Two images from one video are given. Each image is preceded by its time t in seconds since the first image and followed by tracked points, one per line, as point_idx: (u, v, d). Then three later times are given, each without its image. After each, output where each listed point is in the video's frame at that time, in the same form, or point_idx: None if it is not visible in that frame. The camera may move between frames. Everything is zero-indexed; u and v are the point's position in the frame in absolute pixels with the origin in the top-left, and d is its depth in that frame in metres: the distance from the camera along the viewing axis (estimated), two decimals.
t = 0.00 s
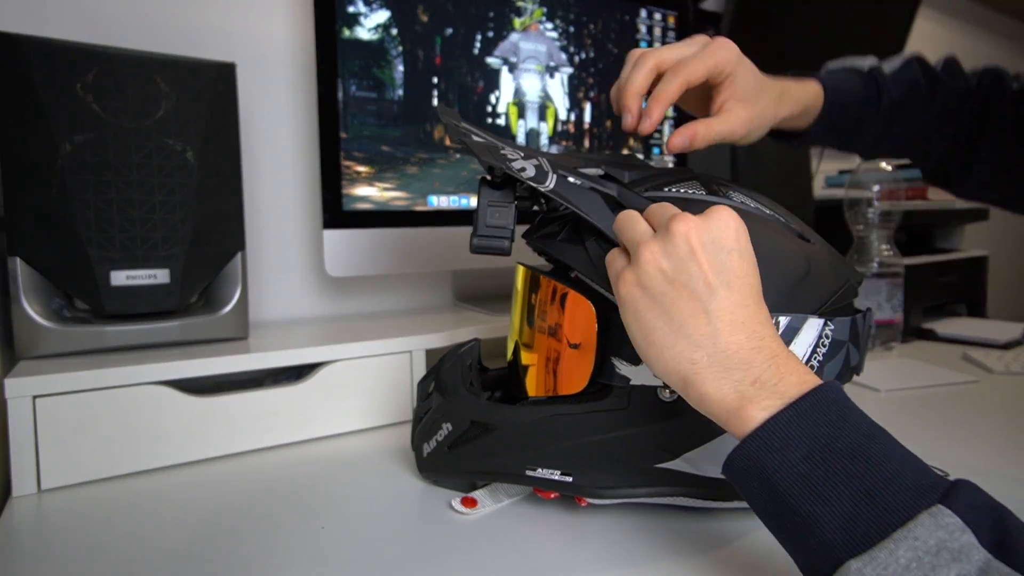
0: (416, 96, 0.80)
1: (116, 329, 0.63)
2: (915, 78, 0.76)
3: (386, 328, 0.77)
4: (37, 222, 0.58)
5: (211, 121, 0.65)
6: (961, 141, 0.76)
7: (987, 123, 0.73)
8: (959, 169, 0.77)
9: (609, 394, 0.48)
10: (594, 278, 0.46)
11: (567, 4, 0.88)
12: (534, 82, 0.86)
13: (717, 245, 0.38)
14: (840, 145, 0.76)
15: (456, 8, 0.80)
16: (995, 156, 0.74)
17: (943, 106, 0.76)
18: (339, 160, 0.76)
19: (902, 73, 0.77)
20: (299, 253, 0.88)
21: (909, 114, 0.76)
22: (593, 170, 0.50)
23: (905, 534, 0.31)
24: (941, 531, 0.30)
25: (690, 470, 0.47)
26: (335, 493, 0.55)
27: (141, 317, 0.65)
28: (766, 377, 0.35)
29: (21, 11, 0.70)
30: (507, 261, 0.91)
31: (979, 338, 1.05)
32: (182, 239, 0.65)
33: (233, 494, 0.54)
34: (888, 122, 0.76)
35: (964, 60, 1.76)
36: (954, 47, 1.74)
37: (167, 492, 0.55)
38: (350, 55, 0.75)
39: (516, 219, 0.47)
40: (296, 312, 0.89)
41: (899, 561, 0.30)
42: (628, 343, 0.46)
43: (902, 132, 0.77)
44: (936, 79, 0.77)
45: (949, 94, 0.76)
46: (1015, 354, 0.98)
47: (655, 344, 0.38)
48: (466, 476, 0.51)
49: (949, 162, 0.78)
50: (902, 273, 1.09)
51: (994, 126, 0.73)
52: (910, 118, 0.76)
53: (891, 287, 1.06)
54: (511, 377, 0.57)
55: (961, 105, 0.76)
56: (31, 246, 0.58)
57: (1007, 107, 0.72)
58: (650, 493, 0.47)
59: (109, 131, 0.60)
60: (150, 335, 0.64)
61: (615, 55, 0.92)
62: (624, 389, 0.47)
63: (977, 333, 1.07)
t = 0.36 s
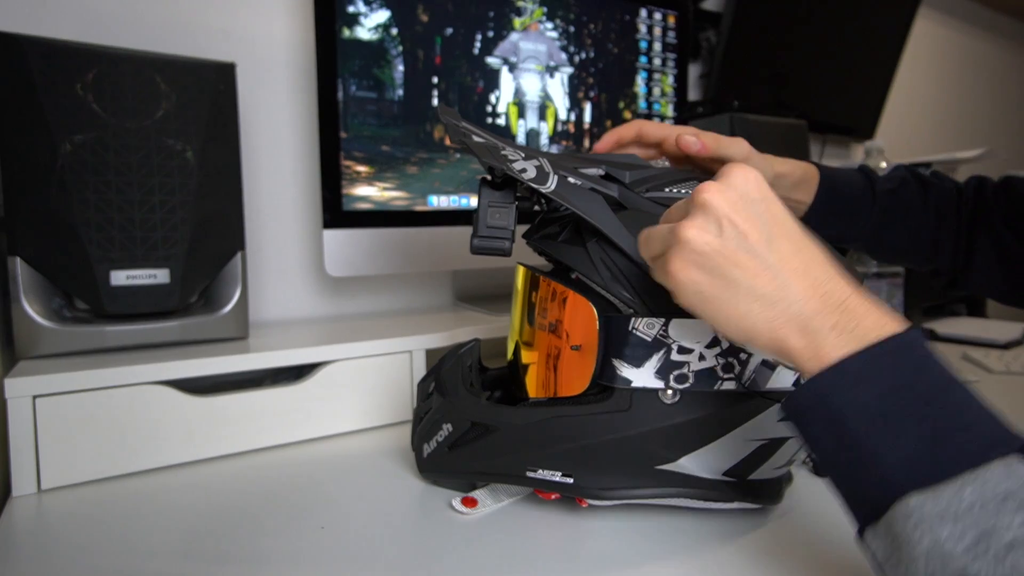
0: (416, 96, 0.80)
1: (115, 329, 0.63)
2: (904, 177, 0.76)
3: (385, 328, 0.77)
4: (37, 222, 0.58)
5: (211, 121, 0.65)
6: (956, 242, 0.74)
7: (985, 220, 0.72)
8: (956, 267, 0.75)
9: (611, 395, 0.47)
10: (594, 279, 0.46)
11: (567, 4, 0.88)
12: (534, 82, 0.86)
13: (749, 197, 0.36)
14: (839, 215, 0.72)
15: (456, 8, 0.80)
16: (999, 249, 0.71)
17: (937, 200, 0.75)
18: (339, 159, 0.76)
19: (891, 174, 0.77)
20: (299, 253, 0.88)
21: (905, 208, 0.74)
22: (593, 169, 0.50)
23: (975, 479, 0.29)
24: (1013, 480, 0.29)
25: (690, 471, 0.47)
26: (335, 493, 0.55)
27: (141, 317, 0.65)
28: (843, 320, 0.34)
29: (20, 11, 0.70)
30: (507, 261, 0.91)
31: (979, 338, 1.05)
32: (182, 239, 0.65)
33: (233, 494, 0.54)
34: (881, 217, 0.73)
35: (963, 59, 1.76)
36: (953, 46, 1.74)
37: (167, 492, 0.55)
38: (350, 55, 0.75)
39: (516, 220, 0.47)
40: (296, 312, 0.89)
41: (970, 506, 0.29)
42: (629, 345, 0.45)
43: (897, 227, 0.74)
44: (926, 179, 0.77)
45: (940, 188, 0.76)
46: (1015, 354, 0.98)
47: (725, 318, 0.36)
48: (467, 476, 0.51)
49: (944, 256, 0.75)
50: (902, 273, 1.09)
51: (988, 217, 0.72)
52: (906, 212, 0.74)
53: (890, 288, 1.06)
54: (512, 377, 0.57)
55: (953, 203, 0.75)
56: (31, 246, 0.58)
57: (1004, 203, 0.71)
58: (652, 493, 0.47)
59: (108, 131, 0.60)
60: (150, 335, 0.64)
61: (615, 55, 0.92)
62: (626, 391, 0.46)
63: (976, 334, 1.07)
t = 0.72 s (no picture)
0: (416, 97, 0.80)
1: (115, 329, 0.63)
2: (910, 158, 0.73)
3: (385, 328, 0.77)
4: (37, 222, 0.58)
5: (211, 121, 0.65)
6: (939, 227, 0.75)
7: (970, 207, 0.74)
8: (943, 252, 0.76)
9: (609, 397, 0.46)
10: (593, 280, 0.46)
11: (567, 4, 0.88)
12: (534, 82, 0.86)
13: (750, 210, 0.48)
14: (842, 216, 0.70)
15: (456, 8, 0.80)
16: (981, 239, 0.74)
17: (933, 184, 0.74)
18: (339, 159, 0.76)
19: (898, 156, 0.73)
20: (299, 253, 0.88)
21: (907, 193, 0.71)
22: (593, 169, 0.50)
23: None
24: None
25: (689, 473, 0.47)
26: (335, 493, 0.55)
27: (141, 317, 0.65)
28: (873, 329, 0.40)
29: (21, 11, 0.70)
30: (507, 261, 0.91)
31: (979, 338, 1.05)
32: (182, 239, 0.65)
33: (233, 494, 0.54)
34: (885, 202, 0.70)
35: (963, 59, 1.76)
36: (953, 46, 1.75)
37: (167, 492, 0.55)
38: (350, 55, 0.75)
39: (515, 220, 0.47)
40: (296, 312, 0.89)
41: None
42: (626, 345, 0.45)
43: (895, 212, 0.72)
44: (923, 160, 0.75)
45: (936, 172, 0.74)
46: (1015, 355, 0.98)
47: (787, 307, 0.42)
48: (466, 477, 0.52)
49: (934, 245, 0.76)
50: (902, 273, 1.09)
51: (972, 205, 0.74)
52: (908, 197, 0.72)
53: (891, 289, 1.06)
54: (511, 378, 0.57)
55: (943, 188, 0.75)
56: (31, 246, 0.59)
57: (991, 192, 0.73)
58: (650, 495, 0.47)
59: (108, 131, 0.60)
60: (149, 335, 0.64)
61: (615, 55, 0.92)
62: (622, 392, 0.46)
63: (976, 334, 1.07)
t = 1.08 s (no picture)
0: (416, 97, 0.80)
1: (115, 329, 0.63)
2: (909, 145, 0.73)
3: (386, 328, 0.77)
4: (37, 222, 0.58)
5: (211, 121, 0.65)
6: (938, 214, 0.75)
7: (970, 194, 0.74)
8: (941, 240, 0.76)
9: (609, 397, 0.46)
10: (593, 280, 0.46)
11: (567, 4, 0.88)
12: (534, 82, 0.86)
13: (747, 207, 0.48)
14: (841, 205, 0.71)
15: (456, 8, 0.80)
16: (980, 226, 0.74)
17: (933, 171, 0.74)
18: (340, 159, 0.76)
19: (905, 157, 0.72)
20: (299, 253, 0.88)
21: (906, 180, 0.72)
22: (593, 169, 0.50)
23: None
24: None
25: (690, 473, 0.47)
26: (335, 493, 0.55)
27: (141, 317, 0.65)
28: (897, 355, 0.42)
29: (21, 10, 0.70)
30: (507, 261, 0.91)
31: (979, 338, 1.05)
32: (182, 239, 0.65)
33: (233, 494, 0.54)
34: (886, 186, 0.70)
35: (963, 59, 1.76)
36: (953, 46, 1.74)
37: (167, 492, 0.55)
38: (350, 55, 0.75)
39: (515, 220, 0.47)
40: (296, 312, 0.89)
41: None
42: (626, 345, 0.45)
43: (894, 199, 0.72)
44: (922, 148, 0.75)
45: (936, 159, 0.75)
46: (1015, 355, 0.98)
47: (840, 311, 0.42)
48: (466, 476, 0.52)
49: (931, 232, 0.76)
50: (902, 273, 1.09)
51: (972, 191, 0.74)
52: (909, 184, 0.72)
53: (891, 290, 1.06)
54: (511, 379, 0.57)
55: (942, 174, 0.75)
56: (31, 246, 0.59)
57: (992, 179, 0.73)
58: (651, 494, 0.48)
59: (109, 131, 0.60)
60: (149, 335, 0.64)
61: (615, 55, 0.92)
62: (622, 392, 0.46)
63: (976, 334, 1.07)
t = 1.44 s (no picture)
0: (416, 97, 0.80)
1: (115, 329, 0.63)
2: (909, 141, 0.74)
3: (386, 328, 0.77)
4: (37, 222, 0.58)
5: (211, 121, 0.65)
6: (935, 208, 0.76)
7: (967, 188, 0.74)
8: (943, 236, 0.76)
9: (609, 397, 0.47)
10: (593, 280, 0.46)
11: (567, 4, 0.88)
12: (534, 82, 0.87)
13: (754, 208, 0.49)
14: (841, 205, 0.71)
15: (456, 8, 0.80)
16: (977, 220, 0.74)
17: (932, 166, 0.74)
18: (339, 159, 0.76)
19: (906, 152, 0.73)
20: (299, 253, 0.88)
21: (906, 175, 0.72)
22: (593, 170, 0.50)
23: None
24: None
25: (689, 473, 0.47)
26: (336, 493, 0.55)
27: (141, 317, 0.65)
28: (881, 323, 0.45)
29: (20, 10, 0.70)
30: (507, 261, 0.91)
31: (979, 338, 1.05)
32: (182, 239, 0.65)
33: (233, 494, 0.55)
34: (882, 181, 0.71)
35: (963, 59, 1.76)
36: (953, 46, 1.74)
37: (167, 492, 0.55)
38: (350, 55, 0.75)
39: (515, 220, 0.47)
40: (296, 312, 0.89)
41: None
42: (626, 345, 0.45)
43: (891, 194, 0.72)
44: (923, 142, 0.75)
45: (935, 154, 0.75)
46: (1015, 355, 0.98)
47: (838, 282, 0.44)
48: (466, 476, 0.52)
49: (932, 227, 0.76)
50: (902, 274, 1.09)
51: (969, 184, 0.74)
52: (906, 178, 0.72)
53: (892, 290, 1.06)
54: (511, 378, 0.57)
55: (942, 169, 0.75)
56: (31, 247, 0.59)
57: (989, 173, 0.73)
58: (652, 494, 0.48)
59: (108, 131, 0.60)
60: (149, 335, 0.64)
61: (615, 55, 0.92)
62: (622, 392, 0.46)
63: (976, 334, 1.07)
